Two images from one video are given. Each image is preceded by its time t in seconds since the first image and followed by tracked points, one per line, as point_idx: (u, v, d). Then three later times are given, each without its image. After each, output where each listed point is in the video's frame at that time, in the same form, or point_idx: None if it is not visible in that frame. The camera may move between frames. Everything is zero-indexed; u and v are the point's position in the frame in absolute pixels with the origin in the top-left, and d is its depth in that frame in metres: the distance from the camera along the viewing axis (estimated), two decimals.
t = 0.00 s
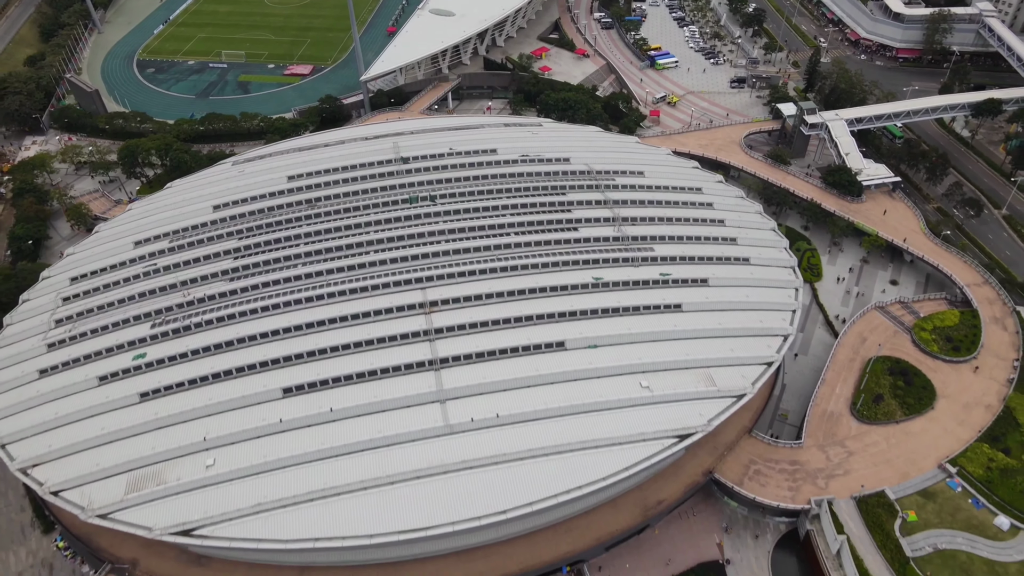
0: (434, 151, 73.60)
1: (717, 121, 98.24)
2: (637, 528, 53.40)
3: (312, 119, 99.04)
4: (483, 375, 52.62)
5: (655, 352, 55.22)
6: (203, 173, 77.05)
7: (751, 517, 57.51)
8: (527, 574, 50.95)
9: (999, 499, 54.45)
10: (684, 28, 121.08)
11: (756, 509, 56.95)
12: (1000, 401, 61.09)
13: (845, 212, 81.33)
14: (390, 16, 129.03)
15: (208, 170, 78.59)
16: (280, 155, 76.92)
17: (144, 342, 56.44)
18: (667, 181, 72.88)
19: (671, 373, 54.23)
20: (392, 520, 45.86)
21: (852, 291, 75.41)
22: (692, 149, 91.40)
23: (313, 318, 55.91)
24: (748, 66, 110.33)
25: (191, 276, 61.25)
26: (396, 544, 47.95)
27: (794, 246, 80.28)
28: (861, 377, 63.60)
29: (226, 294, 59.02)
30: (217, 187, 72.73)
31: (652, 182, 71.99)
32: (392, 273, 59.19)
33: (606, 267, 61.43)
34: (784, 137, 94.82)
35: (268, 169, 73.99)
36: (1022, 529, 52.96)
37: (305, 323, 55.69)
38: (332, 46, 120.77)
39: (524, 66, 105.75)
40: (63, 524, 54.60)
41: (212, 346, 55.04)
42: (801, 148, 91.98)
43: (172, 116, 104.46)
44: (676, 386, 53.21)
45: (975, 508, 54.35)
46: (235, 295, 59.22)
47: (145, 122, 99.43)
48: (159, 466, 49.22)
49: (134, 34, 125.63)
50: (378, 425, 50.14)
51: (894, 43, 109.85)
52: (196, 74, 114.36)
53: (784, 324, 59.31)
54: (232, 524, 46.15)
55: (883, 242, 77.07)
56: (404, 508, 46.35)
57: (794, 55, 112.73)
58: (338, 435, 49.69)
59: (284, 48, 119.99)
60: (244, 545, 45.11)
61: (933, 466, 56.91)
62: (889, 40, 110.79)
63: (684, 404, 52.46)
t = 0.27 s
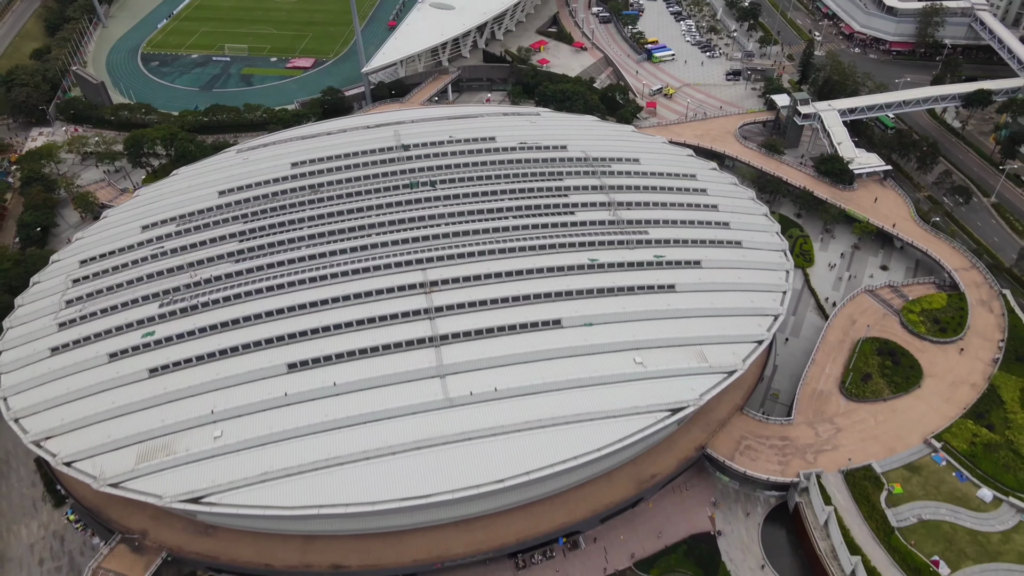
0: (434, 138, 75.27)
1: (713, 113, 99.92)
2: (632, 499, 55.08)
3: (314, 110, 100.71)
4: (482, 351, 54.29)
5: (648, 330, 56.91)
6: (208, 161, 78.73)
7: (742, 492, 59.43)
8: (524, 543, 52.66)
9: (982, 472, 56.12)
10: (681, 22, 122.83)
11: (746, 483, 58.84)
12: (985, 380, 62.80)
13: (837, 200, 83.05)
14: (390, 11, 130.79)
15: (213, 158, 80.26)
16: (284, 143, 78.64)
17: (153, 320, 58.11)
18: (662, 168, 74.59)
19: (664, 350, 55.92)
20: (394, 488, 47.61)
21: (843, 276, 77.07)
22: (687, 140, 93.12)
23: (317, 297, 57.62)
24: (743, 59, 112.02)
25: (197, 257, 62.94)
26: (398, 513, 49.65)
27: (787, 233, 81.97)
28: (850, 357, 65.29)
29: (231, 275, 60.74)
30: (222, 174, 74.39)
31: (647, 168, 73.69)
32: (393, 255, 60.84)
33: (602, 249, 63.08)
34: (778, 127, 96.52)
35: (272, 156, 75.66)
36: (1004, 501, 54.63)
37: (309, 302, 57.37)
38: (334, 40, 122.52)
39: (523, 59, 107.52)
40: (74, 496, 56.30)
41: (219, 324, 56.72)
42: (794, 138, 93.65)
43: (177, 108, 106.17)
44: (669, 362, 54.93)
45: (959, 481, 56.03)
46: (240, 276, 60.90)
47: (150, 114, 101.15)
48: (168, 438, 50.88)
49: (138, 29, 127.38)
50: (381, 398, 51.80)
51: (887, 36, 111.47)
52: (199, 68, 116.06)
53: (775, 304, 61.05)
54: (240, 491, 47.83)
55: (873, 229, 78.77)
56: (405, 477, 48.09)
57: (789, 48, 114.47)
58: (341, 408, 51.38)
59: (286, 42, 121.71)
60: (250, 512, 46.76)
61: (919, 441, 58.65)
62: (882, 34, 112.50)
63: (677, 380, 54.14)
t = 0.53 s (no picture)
0: (434, 129, 76.63)
1: (709, 106, 101.25)
2: (627, 478, 56.40)
3: (315, 103, 102.06)
4: (481, 333, 55.66)
5: (643, 313, 58.26)
6: (212, 152, 80.03)
7: (735, 472, 60.83)
8: (522, 519, 54.06)
9: (969, 451, 57.45)
10: (678, 18, 124.24)
11: (739, 463, 60.24)
12: (973, 363, 64.17)
13: (831, 190, 84.42)
14: (391, 7, 132.17)
15: (216, 148, 81.61)
16: (287, 134, 80.01)
17: (159, 304, 59.50)
18: (658, 157, 75.94)
19: (659, 332, 57.29)
20: (395, 464, 48.99)
21: (836, 265, 78.43)
22: (683, 132, 94.50)
23: (319, 281, 59.02)
24: (739, 53, 113.38)
25: (202, 244, 64.33)
26: (399, 488, 51.00)
27: (782, 223, 83.31)
28: (841, 342, 66.67)
29: (236, 260, 62.15)
30: (225, 164, 75.74)
31: (643, 158, 75.04)
32: (394, 241, 62.21)
33: (598, 236, 64.46)
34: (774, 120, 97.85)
35: (275, 147, 77.02)
36: (991, 479, 55.95)
37: (312, 285, 58.74)
38: (335, 35, 123.91)
39: (521, 53, 109.06)
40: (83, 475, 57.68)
41: (224, 307, 58.10)
42: (789, 131, 95.01)
43: (180, 102, 107.49)
44: (664, 344, 56.29)
45: (947, 461, 57.38)
46: (245, 261, 62.27)
47: (153, 107, 102.47)
48: (175, 417, 52.26)
49: (142, 24, 128.82)
50: (382, 378, 53.20)
51: (882, 31, 112.79)
52: (202, 62, 117.40)
53: (767, 289, 62.43)
54: (245, 467, 49.19)
55: (866, 218, 80.11)
56: (406, 453, 49.46)
57: (785, 43, 115.86)
58: (344, 387, 52.76)
59: (288, 37, 123.09)
60: (255, 486, 48.14)
61: (908, 422, 60.03)
62: (877, 29, 113.87)
63: (671, 360, 55.52)
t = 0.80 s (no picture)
0: (434, 118, 78.18)
1: (705, 98, 102.78)
2: (622, 455, 57.91)
3: (317, 95, 103.58)
4: (479, 314, 57.23)
5: (638, 295, 59.83)
6: (216, 142, 81.58)
7: (727, 450, 62.45)
8: (520, 494, 55.60)
9: (955, 429, 59.03)
10: (675, 13, 125.84)
11: (731, 441, 61.87)
12: (960, 345, 65.73)
13: (823, 179, 85.98)
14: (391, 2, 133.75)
15: (219, 138, 83.16)
16: (289, 124, 81.58)
17: (166, 286, 61.01)
18: (653, 146, 77.48)
19: (653, 313, 58.85)
20: (396, 437, 50.58)
21: (828, 252, 79.99)
22: (679, 124, 96.04)
23: (322, 263, 60.60)
24: (735, 47, 114.94)
25: (208, 228, 65.88)
26: (400, 462, 52.58)
27: (775, 212, 84.85)
28: (832, 325, 68.22)
29: (241, 244, 63.71)
30: (229, 152, 77.32)
31: (639, 147, 76.60)
32: (395, 225, 63.80)
33: (594, 221, 66.03)
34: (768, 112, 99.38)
35: (278, 136, 78.56)
36: (975, 455, 57.50)
37: (315, 268, 60.31)
38: (336, 30, 125.48)
39: (520, 47, 110.75)
40: (93, 452, 59.25)
41: (229, 289, 59.67)
42: (783, 122, 96.56)
43: (183, 94, 109.06)
44: (658, 324, 57.85)
45: (933, 438, 58.99)
46: (249, 245, 63.84)
47: (157, 99, 104.02)
48: (182, 393, 53.83)
49: (145, 19, 130.47)
50: (383, 356, 54.79)
51: (876, 25, 114.36)
52: (205, 56, 118.97)
53: (759, 273, 64.00)
54: (251, 441, 50.77)
55: (858, 206, 81.65)
56: (407, 427, 51.07)
57: (780, 38, 117.41)
58: (346, 365, 54.33)
59: (290, 32, 124.69)
60: (261, 459, 49.73)
61: (895, 401, 61.61)
62: (871, 23, 115.39)
63: (665, 340, 57.09)
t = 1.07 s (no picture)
0: (434, 109, 79.64)
1: (701, 91, 104.26)
2: (617, 434, 59.38)
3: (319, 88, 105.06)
4: (478, 296, 58.71)
5: (633, 279, 61.32)
6: (220, 132, 83.08)
7: (721, 430, 64.07)
8: (518, 471, 57.11)
9: (941, 409, 60.52)
10: (673, 8, 127.38)
11: (725, 421, 63.45)
12: (948, 329, 67.24)
13: (817, 170, 87.52)
14: None
15: (223, 129, 84.67)
16: (292, 115, 83.09)
17: (173, 270, 62.55)
18: (648, 136, 78.97)
19: (647, 296, 60.33)
20: (398, 414, 52.10)
21: (821, 240, 81.52)
22: (676, 116, 97.54)
23: (325, 248, 62.10)
24: (731, 42, 116.44)
25: (213, 215, 67.39)
26: (401, 439, 54.09)
27: (770, 202, 86.40)
28: (823, 310, 69.75)
29: (246, 229, 65.24)
30: (233, 142, 78.83)
31: (635, 136, 78.10)
32: (396, 211, 65.29)
33: (590, 207, 67.54)
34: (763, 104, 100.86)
35: (281, 126, 80.04)
36: (961, 434, 58.97)
37: (318, 252, 61.81)
38: (337, 25, 126.96)
39: (519, 41, 112.46)
40: (101, 432, 60.77)
41: (235, 272, 61.18)
42: (778, 115, 98.07)
43: (186, 88, 110.58)
44: (652, 306, 59.35)
45: (920, 418, 60.51)
46: (254, 230, 65.33)
47: (161, 92, 105.56)
48: (189, 372, 55.36)
49: (149, 15, 132.08)
50: (385, 336, 56.29)
51: (870, 20, 115.78)
52: (208, 51, 120.47)
53: (751, 257, 65.51)
54: (256, 417, 52.30)
55: (850, 195, 83.16)
56: (408, 404, 52.62)
57: (776, 32, 118.90)
58: (348, 345, 55.81)
59: (291, 27, 126.20)
60: (266, 434, 51.26)
61: (884, 383, 63.15)
62: (865, 18, 116.83)
63: (659, 321, 58.60)
